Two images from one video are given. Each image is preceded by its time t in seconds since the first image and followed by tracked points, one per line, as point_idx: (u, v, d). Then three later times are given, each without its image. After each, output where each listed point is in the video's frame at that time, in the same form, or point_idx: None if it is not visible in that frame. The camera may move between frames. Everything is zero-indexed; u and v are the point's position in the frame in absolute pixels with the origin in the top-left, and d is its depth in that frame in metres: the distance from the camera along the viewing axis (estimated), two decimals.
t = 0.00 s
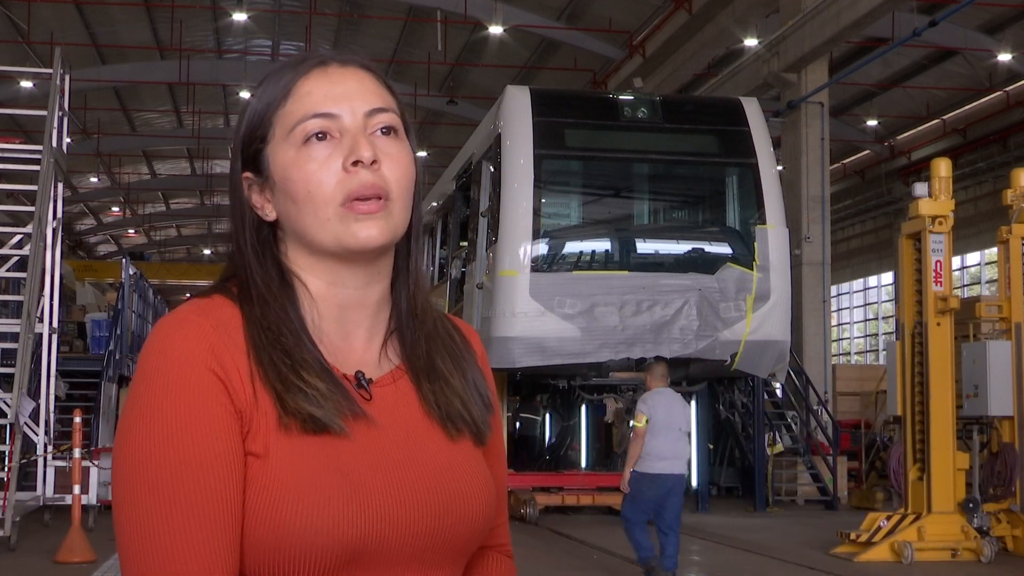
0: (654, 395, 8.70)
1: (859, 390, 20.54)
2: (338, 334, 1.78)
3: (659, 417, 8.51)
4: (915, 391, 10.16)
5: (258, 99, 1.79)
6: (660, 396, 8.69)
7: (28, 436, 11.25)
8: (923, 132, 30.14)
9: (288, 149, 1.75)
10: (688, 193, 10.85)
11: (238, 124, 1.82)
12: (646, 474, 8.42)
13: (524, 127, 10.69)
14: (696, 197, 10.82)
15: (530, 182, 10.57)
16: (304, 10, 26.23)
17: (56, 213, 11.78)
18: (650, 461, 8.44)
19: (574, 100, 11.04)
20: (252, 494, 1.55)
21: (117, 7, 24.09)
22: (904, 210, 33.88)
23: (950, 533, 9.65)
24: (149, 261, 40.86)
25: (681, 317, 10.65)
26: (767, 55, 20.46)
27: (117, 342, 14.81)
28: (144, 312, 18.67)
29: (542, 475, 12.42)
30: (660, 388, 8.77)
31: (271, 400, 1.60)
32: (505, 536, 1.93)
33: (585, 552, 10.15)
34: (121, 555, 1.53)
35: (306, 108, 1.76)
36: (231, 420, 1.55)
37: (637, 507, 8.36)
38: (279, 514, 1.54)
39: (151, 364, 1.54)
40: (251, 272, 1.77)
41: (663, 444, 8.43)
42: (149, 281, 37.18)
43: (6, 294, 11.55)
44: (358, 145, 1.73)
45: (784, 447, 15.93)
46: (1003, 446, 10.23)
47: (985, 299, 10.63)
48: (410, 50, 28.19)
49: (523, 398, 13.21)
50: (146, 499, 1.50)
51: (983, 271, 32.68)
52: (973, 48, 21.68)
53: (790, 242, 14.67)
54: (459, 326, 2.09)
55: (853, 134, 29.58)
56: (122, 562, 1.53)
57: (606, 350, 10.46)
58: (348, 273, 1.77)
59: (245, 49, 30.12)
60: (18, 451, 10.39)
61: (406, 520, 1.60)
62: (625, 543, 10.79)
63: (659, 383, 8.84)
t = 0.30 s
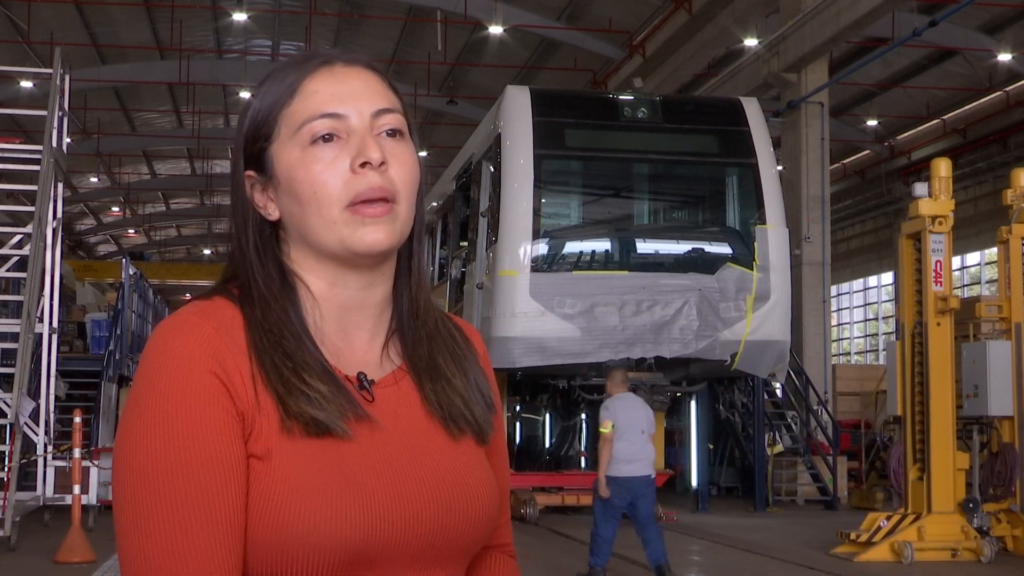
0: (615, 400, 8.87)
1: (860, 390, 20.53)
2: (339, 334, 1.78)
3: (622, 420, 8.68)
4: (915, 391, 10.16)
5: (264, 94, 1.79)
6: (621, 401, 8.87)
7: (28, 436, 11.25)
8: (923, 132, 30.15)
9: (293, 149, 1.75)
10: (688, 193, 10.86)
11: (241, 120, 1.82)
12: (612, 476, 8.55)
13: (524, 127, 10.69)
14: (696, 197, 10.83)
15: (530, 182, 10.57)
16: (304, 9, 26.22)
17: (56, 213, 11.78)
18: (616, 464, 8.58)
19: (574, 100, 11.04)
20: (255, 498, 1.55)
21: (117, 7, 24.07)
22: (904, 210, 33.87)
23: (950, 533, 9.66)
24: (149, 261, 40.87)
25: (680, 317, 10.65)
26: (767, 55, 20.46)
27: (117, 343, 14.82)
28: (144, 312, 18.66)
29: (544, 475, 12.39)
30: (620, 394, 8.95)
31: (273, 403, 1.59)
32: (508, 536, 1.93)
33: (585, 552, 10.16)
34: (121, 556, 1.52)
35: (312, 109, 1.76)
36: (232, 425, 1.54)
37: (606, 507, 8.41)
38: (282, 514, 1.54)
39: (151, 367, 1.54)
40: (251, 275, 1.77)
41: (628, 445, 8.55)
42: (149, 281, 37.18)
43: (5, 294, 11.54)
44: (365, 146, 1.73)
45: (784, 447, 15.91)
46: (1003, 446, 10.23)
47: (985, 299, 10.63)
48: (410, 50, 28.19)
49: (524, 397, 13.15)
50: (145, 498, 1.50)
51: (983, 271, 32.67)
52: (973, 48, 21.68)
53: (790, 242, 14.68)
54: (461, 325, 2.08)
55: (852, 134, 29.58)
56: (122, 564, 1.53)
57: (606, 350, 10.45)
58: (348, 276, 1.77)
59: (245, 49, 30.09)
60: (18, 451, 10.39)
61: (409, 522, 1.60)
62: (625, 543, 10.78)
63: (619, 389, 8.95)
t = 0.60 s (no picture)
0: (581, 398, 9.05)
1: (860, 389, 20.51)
2: (338, 334, 1.77)
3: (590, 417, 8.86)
4: (915, 390, 10.16)
5: (247, 98, 1.79)
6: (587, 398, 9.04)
7: (28, 436, 11.26)
8: (923, 132, 30.15)
9: (271, 155, 1.74)
10: (688, 193, 10.86)
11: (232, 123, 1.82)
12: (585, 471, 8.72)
13: (524, 127, 10.69)
14: (696, 197, 10.83)
15: (530, 182, 10.58)
16: (304, 10, 26.23)
17: (56, 213, 11.80)
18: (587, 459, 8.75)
19: (574, 100, 11.04)
20: (253, 499, 1.54)
21: (117, 7, 24.07)
22: (903, 210, 33.86)
23: (950, 533, 9.65)
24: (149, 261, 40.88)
25: (681, 317, 10.65)
26: (767, 55, 20.45)
27: (117, 343, 14.83)
28: (144, 312, 18.67)
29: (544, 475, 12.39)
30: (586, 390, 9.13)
31: (271, 404, 1.58)
32: (507, 535, 1.92)
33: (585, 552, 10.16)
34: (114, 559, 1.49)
35: (287, 114, 1.75)
36: (231, 426, 1.53)
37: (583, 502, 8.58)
38: (279, 515, 1.53)
39: (146, 368, 1.52)
40: (246, 275, 1.76)
41: (597, 441, 8.75)
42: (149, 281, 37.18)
43: (5, 294, 11.54)
44: (336, 149, 1.71)
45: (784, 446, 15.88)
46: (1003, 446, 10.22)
47: (985, 299, 10.63)
48: (410, 50, 28.20)
49: (524, 397, 13.20)
50: (142, 502, 1.48)
51: (983, 270, 32.66)
52: (973, 48, 21.67)
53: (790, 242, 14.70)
54: (461, 323, 2.08)
55: (853, 133, 29.59)
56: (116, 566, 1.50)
57: (606, 350, 10.45)
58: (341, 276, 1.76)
59: (245, 49, 30.07)
60: (18, 451, 10.38)
61: (411, 524, 1.60)
62: (625, 543, 10.78)
63: (588, 386, 9.13)
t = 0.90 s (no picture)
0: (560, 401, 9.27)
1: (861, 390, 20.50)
2: (309, 336, 1.73)
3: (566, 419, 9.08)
4: (915, 391, 10.16)
5: (207, 97, 1.76)
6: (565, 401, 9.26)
7: (28, 436, 11.26)
8: (923, 132, 30.15)
9: (241, 152, 1.72)
10: (688, 193, 10.86)
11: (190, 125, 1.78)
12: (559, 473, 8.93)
13: (524, 127, 10.70)
14: (696, 197, 10.82)
15: (530, 182, 10.58)
16: (304, 9, 26.23)
17: (56, 213, 11.80)
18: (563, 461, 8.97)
19: (573, 100, 11.04)
20: (221, 510, 1.51)
21: (117, 7, 24.08)
22: (904, 210, 33.85)
23: (950, 534, 9.65)
24: (149, 261, 40.90)
25: (680, 317, 10.64)
26: (767, 55, 20.45)
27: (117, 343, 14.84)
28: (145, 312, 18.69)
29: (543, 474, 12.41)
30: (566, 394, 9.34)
31: (236, 411, 1.54)
32: (492, 531, 1.91)
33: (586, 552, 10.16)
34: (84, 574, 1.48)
35: (254, 109, 1.72)
36: (196, 433, 1.50)
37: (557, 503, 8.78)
38: (249, 525, 1.50)
39: (110, 378, 1.49)
40: (211, 283, 1.72)
41: (572, 443, 8.96)
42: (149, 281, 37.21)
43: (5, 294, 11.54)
44: (310, 144, 1.70)
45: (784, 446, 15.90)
46: (1003, 446, 10.21)
47: (985, 299, 10.63)
48: (410, 50, 28.20)
49: (524, 397, 13.21)
50: (106, 515, 1.46)
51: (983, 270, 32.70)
52: (973, 48, 21.67)
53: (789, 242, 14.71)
54: (435, 315, 2.03)
55: (853, 134, 29.59)
56: None
57: (606, 350, 10.45)
58: (313, 272, 1.73)
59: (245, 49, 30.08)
60: (18, 451, 10.38)
61: (383, 529, 1.57)
62: (625, 543, 10.78)
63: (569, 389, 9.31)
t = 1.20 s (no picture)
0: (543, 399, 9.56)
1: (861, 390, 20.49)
2: (281, 338, 1.76)
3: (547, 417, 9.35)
4: (915, 391, 10.16)
5: (188, 90, 1.74)
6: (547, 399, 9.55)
7: (28, 436, 11.27)
8: (923, 132, 30.16)
9: (222, 152, 1.72)
10: (688, 193, 10.87)
11: (164, 119, 1.76)
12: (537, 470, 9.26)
13: (524, 127, 10.70)
14: (696, 197, 10.84)
15: (530, 182, 10.58)
16: (304, 9, 26.22)
17: (56, 213, 11.80)
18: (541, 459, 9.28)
19: (572, 100, 11.05)
20: (204, 518, 1.53)
21: (117, 7, 24.07)
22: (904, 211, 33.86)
23: (950, 533, 9.65)
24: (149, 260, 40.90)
25: (680, 317, 10.62)
26: (767, 55, 20.46)
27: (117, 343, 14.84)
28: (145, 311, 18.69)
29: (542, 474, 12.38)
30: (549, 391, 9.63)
31: (216, 420, 1.56)
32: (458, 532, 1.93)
33: (584, 552, 10.16)
34: None
35: (239, 110, 1.72)
36: (177, 442, 1.52)
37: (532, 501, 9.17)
38: (233, 532, 1.52)
39: (90, 388, 1.50)
40: (184, 284, 1.72)
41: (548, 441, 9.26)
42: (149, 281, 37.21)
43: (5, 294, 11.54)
44: (299, 145, 1.71)
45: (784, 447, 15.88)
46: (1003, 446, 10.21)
47: (985, 299, 10.63)
48: (410, 50, 28.20)
49: (524, 397, 13.20)
50: (88, 528, 1.46)
51: (983, 271, 32.71)
52: (973, 48, 21.68)
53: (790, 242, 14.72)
54: (401, 317, 2.08)
55: (853, 134, 29.60)
56: None
57: (606, 350, 10.43)
58: (290, 275, 1.76)
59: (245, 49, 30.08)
60: (18, 451, 10.38)
61: (366, 533, 1.60)
62: (625, 544, 10.77)
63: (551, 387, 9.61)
